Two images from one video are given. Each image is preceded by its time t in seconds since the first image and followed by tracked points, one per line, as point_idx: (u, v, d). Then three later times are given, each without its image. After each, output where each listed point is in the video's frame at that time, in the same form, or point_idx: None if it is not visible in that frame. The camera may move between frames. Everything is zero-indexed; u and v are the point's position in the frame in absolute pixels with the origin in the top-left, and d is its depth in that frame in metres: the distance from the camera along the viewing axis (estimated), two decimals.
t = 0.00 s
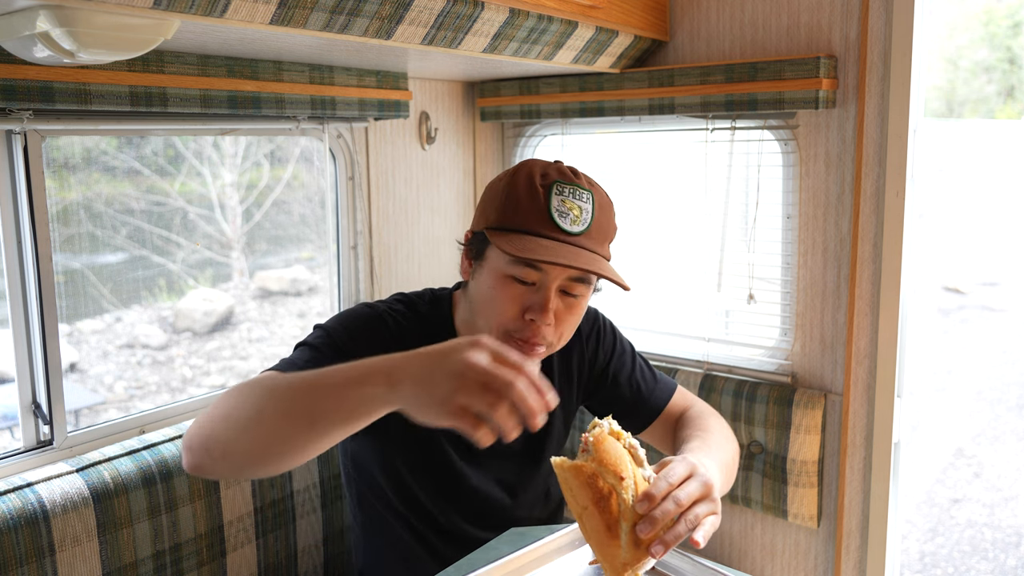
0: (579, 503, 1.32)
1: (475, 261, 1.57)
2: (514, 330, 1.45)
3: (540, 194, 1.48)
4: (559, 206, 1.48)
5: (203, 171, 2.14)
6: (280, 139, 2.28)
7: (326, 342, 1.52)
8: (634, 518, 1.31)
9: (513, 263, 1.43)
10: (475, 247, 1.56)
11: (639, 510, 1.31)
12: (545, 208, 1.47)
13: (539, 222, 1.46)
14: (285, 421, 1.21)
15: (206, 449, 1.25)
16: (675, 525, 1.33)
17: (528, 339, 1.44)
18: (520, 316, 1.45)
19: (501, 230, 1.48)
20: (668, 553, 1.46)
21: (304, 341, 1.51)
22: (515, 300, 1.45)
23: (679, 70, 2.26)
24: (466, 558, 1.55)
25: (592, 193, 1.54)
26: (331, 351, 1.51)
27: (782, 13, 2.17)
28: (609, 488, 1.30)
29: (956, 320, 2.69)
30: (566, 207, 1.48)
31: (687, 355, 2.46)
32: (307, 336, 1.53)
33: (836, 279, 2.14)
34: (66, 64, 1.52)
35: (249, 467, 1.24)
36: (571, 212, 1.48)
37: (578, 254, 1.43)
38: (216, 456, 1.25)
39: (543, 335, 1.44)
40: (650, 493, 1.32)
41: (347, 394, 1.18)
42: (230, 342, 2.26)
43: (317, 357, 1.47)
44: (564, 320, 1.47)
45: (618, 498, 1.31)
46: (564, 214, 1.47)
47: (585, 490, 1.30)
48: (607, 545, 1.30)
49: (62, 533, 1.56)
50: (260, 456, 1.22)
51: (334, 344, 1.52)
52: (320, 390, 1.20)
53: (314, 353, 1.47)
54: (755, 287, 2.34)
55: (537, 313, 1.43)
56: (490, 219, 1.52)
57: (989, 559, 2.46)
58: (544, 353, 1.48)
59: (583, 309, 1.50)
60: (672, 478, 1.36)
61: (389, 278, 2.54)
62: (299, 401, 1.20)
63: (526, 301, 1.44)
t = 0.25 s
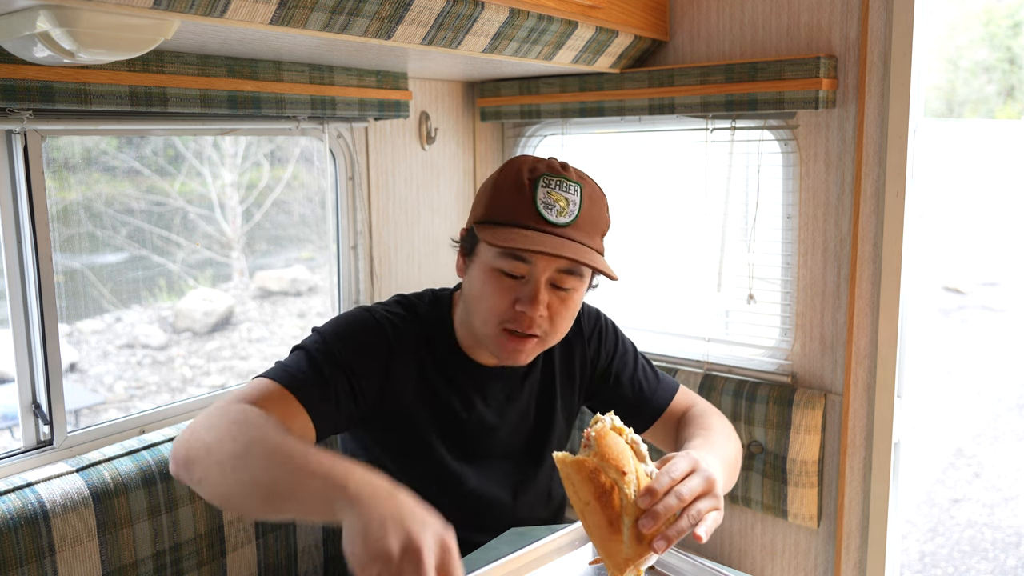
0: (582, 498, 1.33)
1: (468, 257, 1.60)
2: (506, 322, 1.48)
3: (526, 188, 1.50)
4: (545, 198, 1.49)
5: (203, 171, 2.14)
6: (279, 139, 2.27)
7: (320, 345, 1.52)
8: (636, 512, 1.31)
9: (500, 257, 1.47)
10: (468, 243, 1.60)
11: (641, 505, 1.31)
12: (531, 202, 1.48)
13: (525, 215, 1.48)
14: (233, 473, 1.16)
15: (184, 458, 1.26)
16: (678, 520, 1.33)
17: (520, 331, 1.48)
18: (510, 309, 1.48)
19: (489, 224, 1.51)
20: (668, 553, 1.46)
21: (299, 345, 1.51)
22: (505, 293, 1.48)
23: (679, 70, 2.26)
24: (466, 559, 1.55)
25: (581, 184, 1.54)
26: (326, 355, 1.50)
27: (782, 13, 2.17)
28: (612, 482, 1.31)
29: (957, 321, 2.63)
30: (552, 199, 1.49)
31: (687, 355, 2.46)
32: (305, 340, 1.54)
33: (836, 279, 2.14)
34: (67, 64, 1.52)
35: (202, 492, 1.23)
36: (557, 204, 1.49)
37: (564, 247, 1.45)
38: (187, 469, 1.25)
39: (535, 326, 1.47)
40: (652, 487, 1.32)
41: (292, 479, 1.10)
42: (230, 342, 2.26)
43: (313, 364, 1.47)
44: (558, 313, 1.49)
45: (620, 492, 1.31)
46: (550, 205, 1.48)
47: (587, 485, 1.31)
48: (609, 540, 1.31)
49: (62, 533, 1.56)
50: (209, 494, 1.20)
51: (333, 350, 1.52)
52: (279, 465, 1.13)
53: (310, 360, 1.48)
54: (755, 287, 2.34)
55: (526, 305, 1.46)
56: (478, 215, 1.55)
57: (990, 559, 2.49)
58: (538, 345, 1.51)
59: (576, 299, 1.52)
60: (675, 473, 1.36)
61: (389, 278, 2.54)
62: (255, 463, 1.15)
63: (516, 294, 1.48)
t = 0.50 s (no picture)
0: (580, 491, 1.31)
1: (461, 254, 1.62)
2: (503, 312, 1.49)
3: (514, 177, 1.52)
4: (533, 186, 1.50)
5: (203, 171, 2.13)
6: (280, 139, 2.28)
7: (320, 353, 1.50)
8: (635, 504, 1.30)
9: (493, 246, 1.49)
10: (460, 239, 1.62)
11: (641, 497, 1.31)
12: (520, 189, 1.50)
13: (515, 203, 1.50)
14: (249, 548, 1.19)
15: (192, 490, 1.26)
16: (677, 512, 1.33)
17: (520, 319, 1.48)
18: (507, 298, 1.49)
19: (479, 215, 1.53)
20: (668, 553, 1.46)
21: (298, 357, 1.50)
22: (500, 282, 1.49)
23: (679, 70, 2.26)
24: (465, 559, 1.55)
25: (569, 172, 1.56)
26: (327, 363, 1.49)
27: (782, 13, 2.17)
28: (611, 475, 1.30)
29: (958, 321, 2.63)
30: (540, 186, 1.50)
31: (687, 355, 2.46)
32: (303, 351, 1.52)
33: (836, 279, 2.14)
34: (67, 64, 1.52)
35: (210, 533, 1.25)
36: (546, 191, 1.50)
37: (554, 230, 1.47)
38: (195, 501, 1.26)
39: (533, 315, 1.48)
40: (652, 479, 1.32)
41: None
42: (230, 342, 2.26)
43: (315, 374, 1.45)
44: (555, 302, 1.50)
45: (619, 485, 1.30)
46: (539, 192, 1.50)
47: (586, 477, 1.30)
48: (608, 533, 1.29)
49: (62, 533, 1.56)
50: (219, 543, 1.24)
51: (333, 356, 1.50)
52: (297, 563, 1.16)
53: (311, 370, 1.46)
54: (755, 287, 2.34)
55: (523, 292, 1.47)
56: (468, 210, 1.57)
57: (990, 559, 2.50)
58: (537, 336, 1.51)
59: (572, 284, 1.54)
60: (674, 465, 1.36)
61: (388, 278, 2.54)
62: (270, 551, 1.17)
63: (512, 283, 1.49)
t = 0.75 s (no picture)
0: (580, 477, 1.33)
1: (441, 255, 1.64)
2: (505, 293, 1.50)
3: (470, 159, 1.57)
4: (490, 160, 1.55)
5: (203, 171, 2.13)
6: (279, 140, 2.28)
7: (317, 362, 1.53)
8: (634, 490, 1.31)
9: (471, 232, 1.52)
10: (435, 241, 1.65)
11: (640, 482, 1.31)
12: (478, 167, 1.54)
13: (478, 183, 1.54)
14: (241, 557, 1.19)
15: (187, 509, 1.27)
16: (678, 499, 1.33)
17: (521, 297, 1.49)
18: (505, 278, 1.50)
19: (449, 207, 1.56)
20: (668, 553, 1.46)
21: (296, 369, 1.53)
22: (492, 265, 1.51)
23: (679, 70, 2.26)
24: (465, 558, 1.55)
25: (518, 141, 1.62)
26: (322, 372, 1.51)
27: (782, 13, 2.17)
28: (610, 461, 1.32)
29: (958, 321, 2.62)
30: (497, 158, 1.55)
31: (688, 355, 2.46)
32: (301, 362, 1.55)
33: (836, 279, 2.14)
34: (67, 64, 1.52)
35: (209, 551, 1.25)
36: (504, 163, 1.55)
37: (522, 195, 1.51)
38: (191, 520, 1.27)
39: (533, 288, 1.50)
40: (651, 465, 1.32)
41: None
42: (230, 341, 2.25)
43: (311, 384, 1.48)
44: (549, 269, 1.53)
45: (619, 470, 1.31)
46: (498, 165, 1.54)
47: (586, 462, 1.32)
48: (608, 518, 1.30)
49: (62, 533, 1.56)
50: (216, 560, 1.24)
51: (329, 365, 1.53)
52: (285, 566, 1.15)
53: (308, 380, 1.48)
54: (755, 287, 2.34)
55: (516, 268, 1.49)
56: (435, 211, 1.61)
57: (990, 559, 2.50)
58: (542, 308, 1.52)
59: (559, 250, 1.57)
60: (675, 452, 1.36)
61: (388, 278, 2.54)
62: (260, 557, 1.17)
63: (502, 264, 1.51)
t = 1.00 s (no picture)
0: (576, 466, 1.32)
1: (440, 256, 1.63)
2: (503, 296, 1.49)
3: (471, 159, 1.56)
4: (491, 162, 1.55)
5: (203, 171, 2.13)
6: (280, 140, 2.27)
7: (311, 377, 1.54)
8: (630, 479, 1.31)
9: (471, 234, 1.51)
10: (433, 242, 1.64)
11: (636, 472, 1.31)
12: (478, 167, 1.54)
13: (478, 184, 1.53)
14: None
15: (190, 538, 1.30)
16: (674, 488, 1.33)
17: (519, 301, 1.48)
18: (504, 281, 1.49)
19: (449, 208, 1.55)
20: (668, 554, 1.46)
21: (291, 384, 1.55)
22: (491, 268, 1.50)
23: (679, 70, 2.26)
24: (465, 558, 1.55)
25: (519, 143, 1.61)
26: (317, 386, 1.53)
27: (782, 13, 2.17)
28: (606, 450, 1.31)
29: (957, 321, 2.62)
30: (498, 160, 1.55)
31: (688, 355, 2.46)
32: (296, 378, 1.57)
33: (836, 279, 2.14)
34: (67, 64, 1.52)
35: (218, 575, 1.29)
36: (505, 165, 1.55)
37: (524, 197, 1.51)
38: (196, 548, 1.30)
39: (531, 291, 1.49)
40: (647, 454, 1.32)
41: None
42: (230, 342, 2.25)
43: (305, 400, 1.50)
44: (546, 274, 1.52)
45: (615, 459, 1.31)
46: (498, 167, 1.54)
47: (583, 452, 1.31)
48: (604, 507, 1.30)
49: (62, 533, 1.56)
50: None
51: (322, 378, 1.54)
52: None
53: (300, 397, 1.50)
54: (755, 287, 2.34)
55: (514, 271, 1.48)
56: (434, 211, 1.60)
57: (989, 559, 2.49)
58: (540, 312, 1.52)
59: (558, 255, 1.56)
60: (670, 442, 1.36)
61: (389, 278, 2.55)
62: None
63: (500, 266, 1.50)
